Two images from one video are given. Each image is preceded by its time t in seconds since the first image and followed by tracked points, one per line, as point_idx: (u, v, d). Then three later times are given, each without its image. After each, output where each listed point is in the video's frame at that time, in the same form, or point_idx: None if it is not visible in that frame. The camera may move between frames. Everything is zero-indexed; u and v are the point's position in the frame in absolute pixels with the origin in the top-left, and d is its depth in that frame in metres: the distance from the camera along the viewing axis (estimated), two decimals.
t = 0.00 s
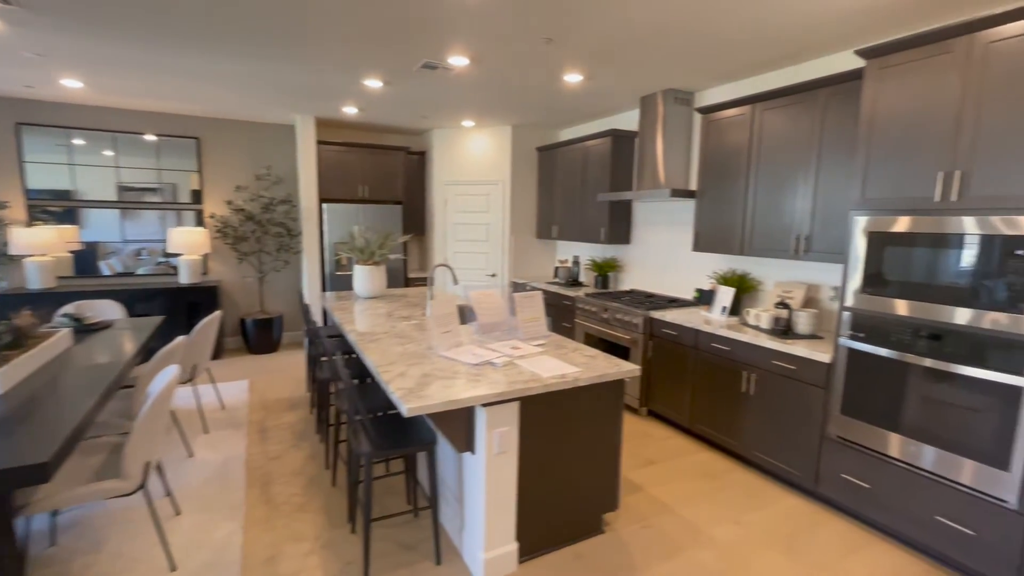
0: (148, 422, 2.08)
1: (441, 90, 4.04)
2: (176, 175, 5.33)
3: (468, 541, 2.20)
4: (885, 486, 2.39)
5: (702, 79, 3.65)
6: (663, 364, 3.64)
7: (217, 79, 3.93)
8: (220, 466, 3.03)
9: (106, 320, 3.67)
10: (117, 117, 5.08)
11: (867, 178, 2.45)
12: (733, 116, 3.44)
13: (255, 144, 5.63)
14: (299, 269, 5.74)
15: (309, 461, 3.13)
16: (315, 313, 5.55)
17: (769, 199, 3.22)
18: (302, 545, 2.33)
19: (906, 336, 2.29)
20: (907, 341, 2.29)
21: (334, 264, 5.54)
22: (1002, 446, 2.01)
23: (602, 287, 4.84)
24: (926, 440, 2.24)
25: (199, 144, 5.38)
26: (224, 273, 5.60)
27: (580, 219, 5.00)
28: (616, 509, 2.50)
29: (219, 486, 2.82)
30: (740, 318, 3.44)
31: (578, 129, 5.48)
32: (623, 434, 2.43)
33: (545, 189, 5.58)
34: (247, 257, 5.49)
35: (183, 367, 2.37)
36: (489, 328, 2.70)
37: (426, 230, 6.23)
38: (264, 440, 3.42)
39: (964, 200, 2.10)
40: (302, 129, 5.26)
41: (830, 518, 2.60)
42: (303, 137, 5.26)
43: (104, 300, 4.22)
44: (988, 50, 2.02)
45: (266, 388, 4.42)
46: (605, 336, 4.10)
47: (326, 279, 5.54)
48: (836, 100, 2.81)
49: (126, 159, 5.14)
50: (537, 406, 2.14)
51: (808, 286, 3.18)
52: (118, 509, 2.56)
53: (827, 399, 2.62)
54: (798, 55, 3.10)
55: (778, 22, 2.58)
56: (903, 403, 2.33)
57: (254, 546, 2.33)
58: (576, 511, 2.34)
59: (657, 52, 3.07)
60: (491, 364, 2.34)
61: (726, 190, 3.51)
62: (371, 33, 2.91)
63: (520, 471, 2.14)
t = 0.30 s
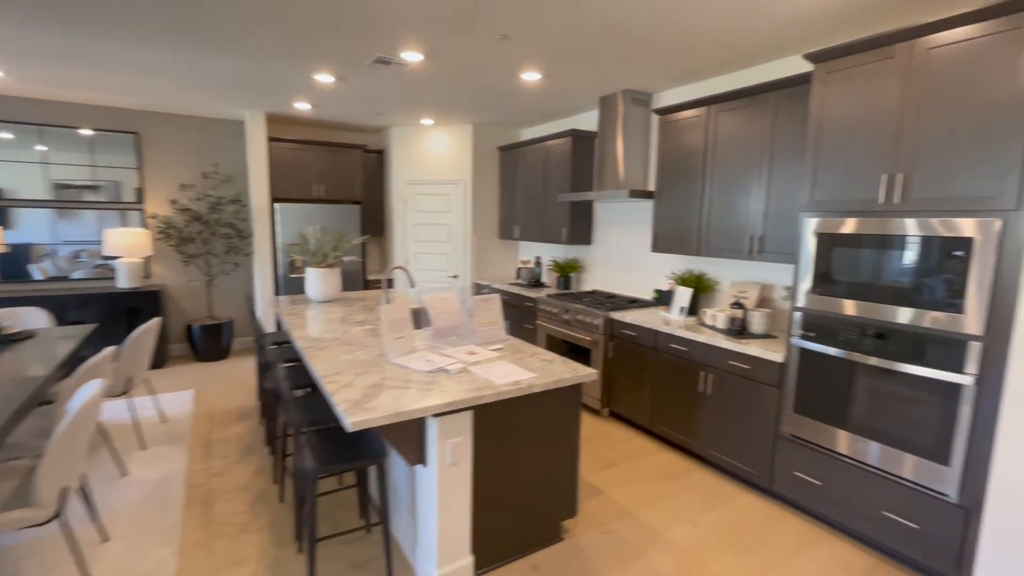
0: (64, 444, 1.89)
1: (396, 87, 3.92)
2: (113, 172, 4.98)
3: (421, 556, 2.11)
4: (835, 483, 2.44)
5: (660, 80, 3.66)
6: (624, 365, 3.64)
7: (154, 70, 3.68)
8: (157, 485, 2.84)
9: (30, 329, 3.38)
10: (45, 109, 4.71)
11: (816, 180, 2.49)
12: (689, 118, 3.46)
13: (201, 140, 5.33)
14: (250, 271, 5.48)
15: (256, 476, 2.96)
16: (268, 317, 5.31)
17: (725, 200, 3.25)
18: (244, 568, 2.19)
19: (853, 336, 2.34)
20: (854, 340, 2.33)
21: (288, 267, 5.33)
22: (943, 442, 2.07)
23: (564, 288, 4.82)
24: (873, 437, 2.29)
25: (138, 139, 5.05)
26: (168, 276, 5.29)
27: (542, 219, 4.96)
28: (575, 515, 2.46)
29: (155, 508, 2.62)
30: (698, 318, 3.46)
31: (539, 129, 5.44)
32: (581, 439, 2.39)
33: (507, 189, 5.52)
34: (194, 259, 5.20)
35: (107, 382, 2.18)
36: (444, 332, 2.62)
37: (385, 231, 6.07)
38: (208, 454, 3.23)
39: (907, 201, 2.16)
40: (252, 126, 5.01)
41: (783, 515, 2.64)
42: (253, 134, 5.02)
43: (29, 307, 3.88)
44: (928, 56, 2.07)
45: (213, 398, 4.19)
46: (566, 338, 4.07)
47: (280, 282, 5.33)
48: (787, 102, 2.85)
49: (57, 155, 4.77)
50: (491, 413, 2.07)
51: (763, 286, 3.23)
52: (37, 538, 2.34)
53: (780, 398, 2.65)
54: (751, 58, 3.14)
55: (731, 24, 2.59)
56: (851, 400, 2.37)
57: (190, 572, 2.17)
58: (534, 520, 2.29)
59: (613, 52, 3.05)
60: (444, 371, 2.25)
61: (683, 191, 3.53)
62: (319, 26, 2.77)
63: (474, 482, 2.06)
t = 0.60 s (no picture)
0: None
1: (350, 81, 3.77)
2: (42, 168, 4.61)
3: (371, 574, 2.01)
4: (790, 480, 2.47)
5: (619, 80, 3.65)
6: (585, 366, 3.61)
7: (84, 60, 3.42)
8: (85, 507, 2.62)
9: None
10: None
11: (768, 180, 2.51)
12: (647, 118, 3.46)
13: (142, 135, 5.02)
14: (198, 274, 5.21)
15: (197, 493, 2.78)
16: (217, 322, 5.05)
17: (683, 200, 3.26)
18: None
19: (805, 335, 2.37)
20: (806, 339, 2.36)
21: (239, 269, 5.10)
22: (889, 438, 2.12)
23: (526, 289, 4.76)
24: (824, 434, 2.33)
25: (71, 133, 4.70)
26: (106, 279, 4.96)
27: (504, 219, 4.90)
28: (535, 523, 2.41)
29: (81, 532, 2.41)
30: (657, 318, 3.47)
31: (500, 128, 5.38)
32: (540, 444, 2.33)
33: (469, 189, 5.43)
34: (134, 262, 4.86)
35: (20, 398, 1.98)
36: (397, 337, 2.52)
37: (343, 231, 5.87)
38: (145, 471, 3.01)
39: (854, 202, 2.20)
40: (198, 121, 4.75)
41: (740, 513, 2.66)
42: (199, 130, 4.76)
43: None
44: (873, 60, 2.11)
45: (154, 409, 3.94)
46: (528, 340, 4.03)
47: (230, 285, 5.09)
48: (741, 104, 2.88)
49: None
50: (444, 422, 1.99)
51: (719, 286, 3.27)
52: None
53: (737, 397, 2.67)
54: (707, 59, 3.17)
55: (687, 24, 2.59)
56: (804, 398, 2.41)
57: None
58: (490, 530, 2.21)
59: (571, 50, 3.01)
60: (396, 379, 2.15)
61: (643, 191, 3.53)
62: (262, 15, 2.62)
63: (427, 493, 1.97)
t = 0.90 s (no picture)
0: None
1: (301, 75, 3.61)
2: None
3: None
4: (746, 478, 2.49)
5: (578, 79, 3.63)
6: (547, 367, 3.57)
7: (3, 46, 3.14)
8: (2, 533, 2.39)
9: None
10: None
11: (723, 180, 2.53)
12: (606, 117, 3.45)
13: (76, 128, 4.68)
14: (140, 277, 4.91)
15: (131, 513, 2.59)
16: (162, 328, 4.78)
17: (641, 200, 3.26)
18: None
19: (759, 334, 2.39)
20: (760, 339, 2.38)
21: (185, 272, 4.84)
22: (839, 435, 2.16)
23: (489, 290, 4.69)
24: (778, 432, 2.35)
25: None
26: (35, 283, 4.61)
27: (465, 219, 4.81)
28: (493, 531, 2.34)
29: None
30: (618, 318, 3.46)
31: (462, 126, 5.29)
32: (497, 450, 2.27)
33: (430, 188, 5.31)
34: (66, 264, 4.49)
35: None
36: (347, 342, 2.40)
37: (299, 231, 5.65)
38: (74, 491, 2.79)
39: (804, 203, 2.22)
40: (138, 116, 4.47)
41: (700, 512, 2.67)
42: (139, 125, 4.47)
43: None
44: (821, 62, 2.14)
45: (89, 422, 3.67)
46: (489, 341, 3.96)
47: (176, 289, 4.82)
48: (696, 104, 2.89)
49: None
50: (394, 431, 1.90)
51: (678, 285, 3.29)
52: None
53: (694, 396, 2.68)
54: (664, 59, 3.17)
55: (642, 22, 2.57)
56: (759, 397, 2.43)
57: None
58: (447, 541, 2.14)
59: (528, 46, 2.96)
60: (344, 387, 2.04)
61: (603, 191, 3.52)
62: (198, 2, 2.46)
63: (377, 507, 1.88)
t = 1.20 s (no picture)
0: None
1: (248, 66, 3.44)
2: None
3: None
4: (704, 476, 2.50)
5: (537, 76, 3.58)
6: (508, 369, 3.51)
7: None
8: None
9: None
10: None
11: (679, 179, 2.52)
12: (566, 115, 3.41)
13: None
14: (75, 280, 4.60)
15: (54, 536, 2.38)
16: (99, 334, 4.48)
17: (601, 198, 3.24)
18: None
19: (715, 333, 2.39)
20: (716, 338, 2.39)
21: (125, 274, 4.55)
22: (792, 431, 2.18)
23: (451, 290, 4.59)
24: (734, 430, 2.37)
25: None
26: None
27: (426, 218, 4.70)
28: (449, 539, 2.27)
29: None
30: (579, 318, 3.43)
31: (422, 123, 5.17)
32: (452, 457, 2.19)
33: (390, 186, 5.17)
34: None
35: None
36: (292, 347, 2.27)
37: (252, 230, 5.41)
38: None
39: (757, 202, 2.24)
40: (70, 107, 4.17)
41: (659, 511, 2.67)
42: (71, 117, 4.18)
43: None
44: (772, 61, 2.15)
45: (14, 438, 3.39)
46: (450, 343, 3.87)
47: (115, 292, 4.53)
48: (653, 103, 2.89)
49: None
50: (340, 441, 1.80)
51: (637, 284, 3.29)
52: None
53: (653, 396, 2.68)
54: (621, 57, 3.16)
55: (598, 18, 2.54)
56: (715, 396, 2.43)
57: None
58: (399, 553, 2.05)
59: (484, 41, 2.89)
60: (285, 395, 1.93)
61: (562, 190, 3.48)
62: None
63: (321, 522, 1.78)
